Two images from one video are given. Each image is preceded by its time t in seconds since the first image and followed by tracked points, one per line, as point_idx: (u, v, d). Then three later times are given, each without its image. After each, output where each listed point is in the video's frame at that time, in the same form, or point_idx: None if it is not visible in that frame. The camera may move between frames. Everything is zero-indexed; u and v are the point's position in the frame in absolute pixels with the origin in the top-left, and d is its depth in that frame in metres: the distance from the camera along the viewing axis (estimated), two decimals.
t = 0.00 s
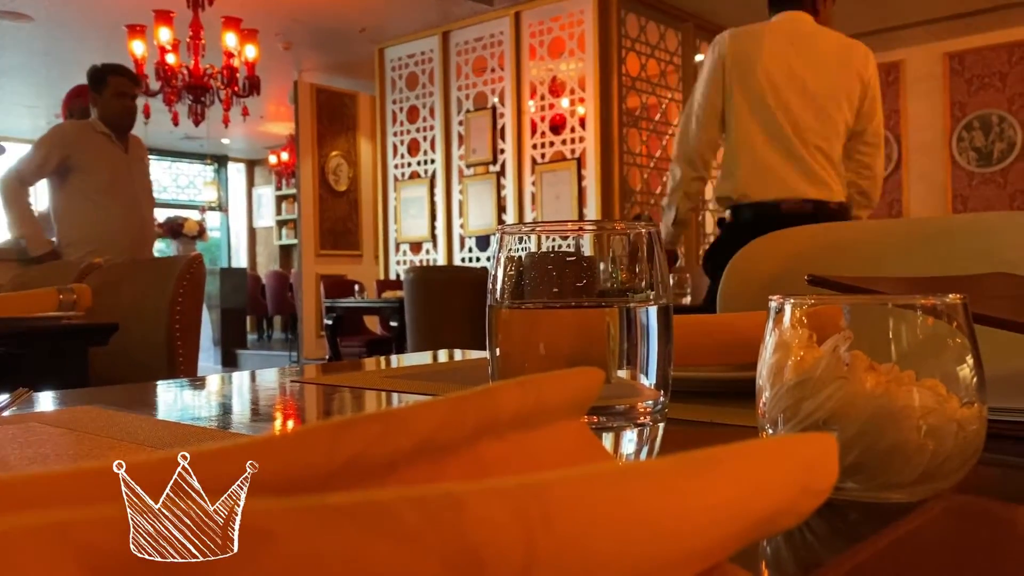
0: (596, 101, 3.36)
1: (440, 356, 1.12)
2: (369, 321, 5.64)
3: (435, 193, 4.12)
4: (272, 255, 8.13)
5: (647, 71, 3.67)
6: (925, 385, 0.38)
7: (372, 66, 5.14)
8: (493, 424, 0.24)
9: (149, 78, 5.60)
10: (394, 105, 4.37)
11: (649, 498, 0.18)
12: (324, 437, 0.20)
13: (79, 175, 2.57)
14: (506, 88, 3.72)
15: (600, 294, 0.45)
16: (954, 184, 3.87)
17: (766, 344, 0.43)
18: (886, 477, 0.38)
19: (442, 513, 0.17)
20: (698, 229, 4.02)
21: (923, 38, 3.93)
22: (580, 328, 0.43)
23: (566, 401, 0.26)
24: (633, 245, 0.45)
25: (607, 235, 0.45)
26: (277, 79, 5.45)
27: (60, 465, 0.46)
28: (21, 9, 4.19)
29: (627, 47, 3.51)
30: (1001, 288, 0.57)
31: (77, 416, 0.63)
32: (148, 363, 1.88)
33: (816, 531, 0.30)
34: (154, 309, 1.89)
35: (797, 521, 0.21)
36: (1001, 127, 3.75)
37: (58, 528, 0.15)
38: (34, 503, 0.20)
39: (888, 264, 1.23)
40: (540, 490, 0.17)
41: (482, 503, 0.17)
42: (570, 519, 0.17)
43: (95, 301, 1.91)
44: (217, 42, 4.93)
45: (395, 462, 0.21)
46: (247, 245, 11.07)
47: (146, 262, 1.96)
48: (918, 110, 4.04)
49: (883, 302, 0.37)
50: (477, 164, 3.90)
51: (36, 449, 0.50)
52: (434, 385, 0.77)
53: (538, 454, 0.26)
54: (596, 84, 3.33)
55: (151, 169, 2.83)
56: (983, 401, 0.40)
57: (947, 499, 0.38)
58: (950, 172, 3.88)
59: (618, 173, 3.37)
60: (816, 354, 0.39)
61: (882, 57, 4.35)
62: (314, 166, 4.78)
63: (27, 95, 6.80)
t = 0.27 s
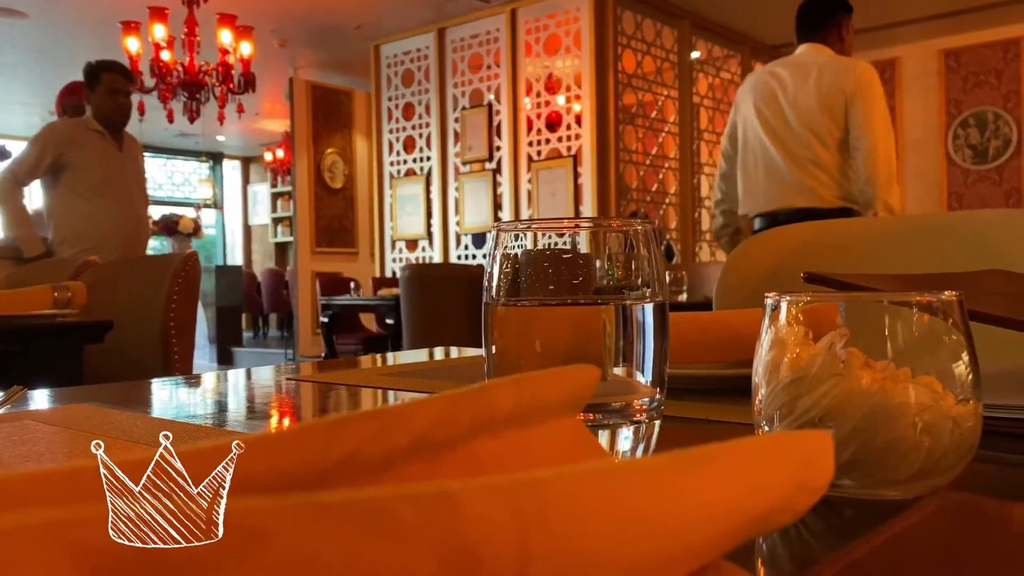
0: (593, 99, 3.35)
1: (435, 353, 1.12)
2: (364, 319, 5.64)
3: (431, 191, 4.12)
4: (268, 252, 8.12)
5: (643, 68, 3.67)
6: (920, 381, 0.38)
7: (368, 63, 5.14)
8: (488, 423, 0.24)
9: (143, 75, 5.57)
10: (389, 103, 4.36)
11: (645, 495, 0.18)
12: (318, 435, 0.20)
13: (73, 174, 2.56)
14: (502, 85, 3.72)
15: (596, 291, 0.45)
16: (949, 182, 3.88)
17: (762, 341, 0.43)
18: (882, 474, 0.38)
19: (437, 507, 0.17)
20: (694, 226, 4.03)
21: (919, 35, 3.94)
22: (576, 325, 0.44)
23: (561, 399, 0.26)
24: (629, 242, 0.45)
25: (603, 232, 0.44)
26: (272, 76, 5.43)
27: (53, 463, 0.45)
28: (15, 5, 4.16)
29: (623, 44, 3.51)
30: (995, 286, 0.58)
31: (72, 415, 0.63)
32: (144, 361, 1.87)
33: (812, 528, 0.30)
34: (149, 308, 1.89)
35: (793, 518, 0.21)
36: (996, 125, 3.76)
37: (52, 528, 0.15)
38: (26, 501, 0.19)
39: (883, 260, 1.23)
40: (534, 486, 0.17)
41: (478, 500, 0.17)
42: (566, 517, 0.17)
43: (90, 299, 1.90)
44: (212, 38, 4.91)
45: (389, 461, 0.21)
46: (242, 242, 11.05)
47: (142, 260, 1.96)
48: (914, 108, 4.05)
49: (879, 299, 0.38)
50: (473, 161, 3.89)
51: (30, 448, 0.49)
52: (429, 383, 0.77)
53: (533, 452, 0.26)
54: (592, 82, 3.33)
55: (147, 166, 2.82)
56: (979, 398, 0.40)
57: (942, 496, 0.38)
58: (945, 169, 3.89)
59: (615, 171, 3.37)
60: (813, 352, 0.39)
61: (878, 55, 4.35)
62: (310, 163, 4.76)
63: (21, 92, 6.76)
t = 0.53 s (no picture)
0: (589, 96, 3.35)
1: (432, 350, 1.12)
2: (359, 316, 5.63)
3: (427, 188, 4.11)
4: (263, 250, 8.10)
5: (640, 65, 3.67)
6: (915, 379, 0.38)
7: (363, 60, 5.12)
8: (484, 418, 0.24)
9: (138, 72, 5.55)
10: (385, 100, 4.35)
11: (640, 491, 0.18)
12: (313, 432, 0.20)
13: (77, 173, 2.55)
14: (498, 82, 3.71)
15: (592, 289, 0.45)
16: (944, 179, 3.88)
17: (757, 339, 0.43)
18: (877, 472, 0.38)
19: (431, 503, 0.17)
20: (690, 224, 4.03)
21: (915, 33, 3.94)
22: (572, 322, 0.44)
23: (555, 396, 0.26)
24: (625, 239, 0.45)
25: (599, 229, 0.45)
26: (267, 73, 5.41)
27: (48, 460, 0.45)
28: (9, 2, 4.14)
29: (620, 41, 3.51)
30: (990, 283, 0.58)
31: (66, 412, 0.63)
32: (139, 359, 1.87)
33: (807, 525, 0.30)
34: (145, 306, 1.88)
35: (788, 515, 0.21)
36: (991, 122, 3.76)
37: (42, 526, 0.15)
38: (18, 501, 0.19)
39: (882, 258, 1.23)
40: (529, 484, 0.17)
41: (472, 498, 0.17)
42: (560, 514, 0.17)
43: (86, 296, 1.90)
44: (207, 35, 4.89)
45: (382, 459, 0.21)
46: (237, 239, 11.02)
47: (138, 258, 1.95)
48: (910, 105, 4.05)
49: (874, 297, 0.38)
50: (469, 158, 3.88)
51: (23, 446, 0.49)
52: (425, 380, 0.77)
53: (530, 449, 0.26)
54: (588, 78, 3.33)
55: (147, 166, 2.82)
56: (975, 394, 0.40)
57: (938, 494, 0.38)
58: (940, 167, 3.90)
59: (610, 168, 3.37)
60: (808, 349, 0.40)
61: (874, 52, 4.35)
62: (305, 160, 4.75)
63: (15, 89, 6.73)
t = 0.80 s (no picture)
0: (584, 93, 3.35)
1: (427, 348, 1.12)
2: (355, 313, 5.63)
3: (422, 185, 4.10)
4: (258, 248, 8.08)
5: (634, 62, 3.66)
6: (909, 375, 0.38)
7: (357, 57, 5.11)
8: (479, 417, 0.24)
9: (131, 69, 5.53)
10: (379, 97, 4.35)
11: (635, 490, 0.18)
12: (307, 432, 0.20)
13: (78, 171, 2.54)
14: (493, 79, 3.71)
15: (586, 286, 0.45)
16: (938, 176, 3.89)
17: (752, 335, 0.43)
18: (871, 469, 0.38)
19: (428, 501, 0.16)
20: (685, 221, 4.02)
21: (909, 30, 3.95)
22: (567, 320, 0.44)
23: (549, 393, 0.26)
24: (620, 236, 0.45)
25: (594, 226, 0.45)
26: (261, 70, 5.40)
27: (41, 459, 0.45)
28: None
29: (615, 39, 3.50)
30: (984, 280, 0.58)
31: (60, 410, 0.63)
32: (133, 357, 1.87)
33: (802, 522, 0.30)
34: (138, 304, 1.87)
35: (782, 512, 0.21)
36: (985, 119, 3.78)
37: (32, 526, 0.15)
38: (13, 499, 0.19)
39: (875, 256, 1.23)
40: (524, 482, 0.17)
41: (467, 496, 0.17)
42: (555, 511, 0.17)
43: (79, 294, 1.89)
44: (201, 32, 4.87)
45: (377, 457, 0.21)
46: (231, 237, 10.99)
47: (131, 256, 1.94)
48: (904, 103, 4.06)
49: (868, 293, 0.38)
50: (464, 155, 3.88)
51: (15, 445, 0.49)
52: (420, 378, 0.77)
53: (525, 446, 0.26)
54: (583, 75, 3.33)
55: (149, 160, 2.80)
56: (968, 391, 0.40)
57: (931, 490, 0.38)
58: (934, 164, 3.91)
59: (606, 165, 3.37)
60: (802, 345, 0.40)
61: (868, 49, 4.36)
62: (300, 158, 4.74)
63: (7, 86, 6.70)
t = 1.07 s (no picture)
0: (578, 91, 3.35)
1: (422, 346, 1.12)
2: (349, 311, 5.63)
3: (416, 183, 4.10)
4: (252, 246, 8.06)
5: (628, 60, 3.66)
6: (904, 373, 0.38)
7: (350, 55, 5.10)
8: (474, 414, 0.24)
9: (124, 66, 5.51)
10: (373, 94, 4.34)
11: (631, 488, 0.18)
12: (301, 431, 0.20)
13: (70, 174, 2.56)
14: (487, 77, 3.71)
15: (580, 284, 0.45)
16: (932, 174, 3.90)
17: (746, 333, 0.43)
18: (865, 466, 0.38)
19: (422, 501, 0.16)
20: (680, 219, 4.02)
21: (903, 29, 3.96)
22: (561, 319, 0.44)
23: (542, 392, 0.26)
24: (614, 234, 0.45)
25: (588, 224, 0.45)
26: (255, 67, 5.38)
27: (34, 458, 0.45)
28: None
29: (608, 37, 3.50)
30: (977, 278, 0.58)
31: (54, 408, 0.63)
32: (126, 355, 1.86)
33: (796, 520, 0.31)
34: (132, 302, 1.87)
35: (777, 509, 0.21)
36: (978, 118, 3.80)
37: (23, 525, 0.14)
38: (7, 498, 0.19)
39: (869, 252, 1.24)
40: (522, 479, 0.17)
41: (460, 494, 0.17)
42: (549, 505, 0.17)
43: (72, 292, 1.89)
44: (194, 29, 4.85)
45: (371, 455, 0.21)
46: (225, 235, 10.96)
47: (124, 253, 1.94)
48: (898, 101, 4.07)
49: (862, 291, 0.38)
50: (458, 153, 3.87)
51: (11, 444, 0.49)
52: (415, 375, 0.77)
53: (518, 445, 0.26)
54: (577, 73, 3.33)
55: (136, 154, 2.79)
56: (961, 388, 0.40)
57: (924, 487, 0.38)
58: (927, 162, 3.91)
59: (600, 163, 3.37)
60: (797, 343, 0.40)
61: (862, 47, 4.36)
62: (293, 156, 4.73)
63: None
